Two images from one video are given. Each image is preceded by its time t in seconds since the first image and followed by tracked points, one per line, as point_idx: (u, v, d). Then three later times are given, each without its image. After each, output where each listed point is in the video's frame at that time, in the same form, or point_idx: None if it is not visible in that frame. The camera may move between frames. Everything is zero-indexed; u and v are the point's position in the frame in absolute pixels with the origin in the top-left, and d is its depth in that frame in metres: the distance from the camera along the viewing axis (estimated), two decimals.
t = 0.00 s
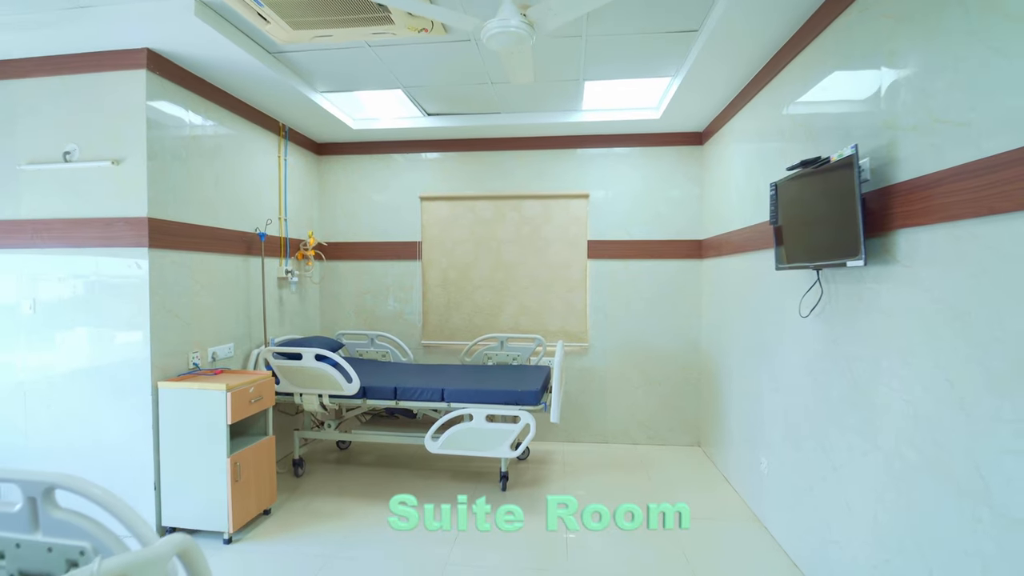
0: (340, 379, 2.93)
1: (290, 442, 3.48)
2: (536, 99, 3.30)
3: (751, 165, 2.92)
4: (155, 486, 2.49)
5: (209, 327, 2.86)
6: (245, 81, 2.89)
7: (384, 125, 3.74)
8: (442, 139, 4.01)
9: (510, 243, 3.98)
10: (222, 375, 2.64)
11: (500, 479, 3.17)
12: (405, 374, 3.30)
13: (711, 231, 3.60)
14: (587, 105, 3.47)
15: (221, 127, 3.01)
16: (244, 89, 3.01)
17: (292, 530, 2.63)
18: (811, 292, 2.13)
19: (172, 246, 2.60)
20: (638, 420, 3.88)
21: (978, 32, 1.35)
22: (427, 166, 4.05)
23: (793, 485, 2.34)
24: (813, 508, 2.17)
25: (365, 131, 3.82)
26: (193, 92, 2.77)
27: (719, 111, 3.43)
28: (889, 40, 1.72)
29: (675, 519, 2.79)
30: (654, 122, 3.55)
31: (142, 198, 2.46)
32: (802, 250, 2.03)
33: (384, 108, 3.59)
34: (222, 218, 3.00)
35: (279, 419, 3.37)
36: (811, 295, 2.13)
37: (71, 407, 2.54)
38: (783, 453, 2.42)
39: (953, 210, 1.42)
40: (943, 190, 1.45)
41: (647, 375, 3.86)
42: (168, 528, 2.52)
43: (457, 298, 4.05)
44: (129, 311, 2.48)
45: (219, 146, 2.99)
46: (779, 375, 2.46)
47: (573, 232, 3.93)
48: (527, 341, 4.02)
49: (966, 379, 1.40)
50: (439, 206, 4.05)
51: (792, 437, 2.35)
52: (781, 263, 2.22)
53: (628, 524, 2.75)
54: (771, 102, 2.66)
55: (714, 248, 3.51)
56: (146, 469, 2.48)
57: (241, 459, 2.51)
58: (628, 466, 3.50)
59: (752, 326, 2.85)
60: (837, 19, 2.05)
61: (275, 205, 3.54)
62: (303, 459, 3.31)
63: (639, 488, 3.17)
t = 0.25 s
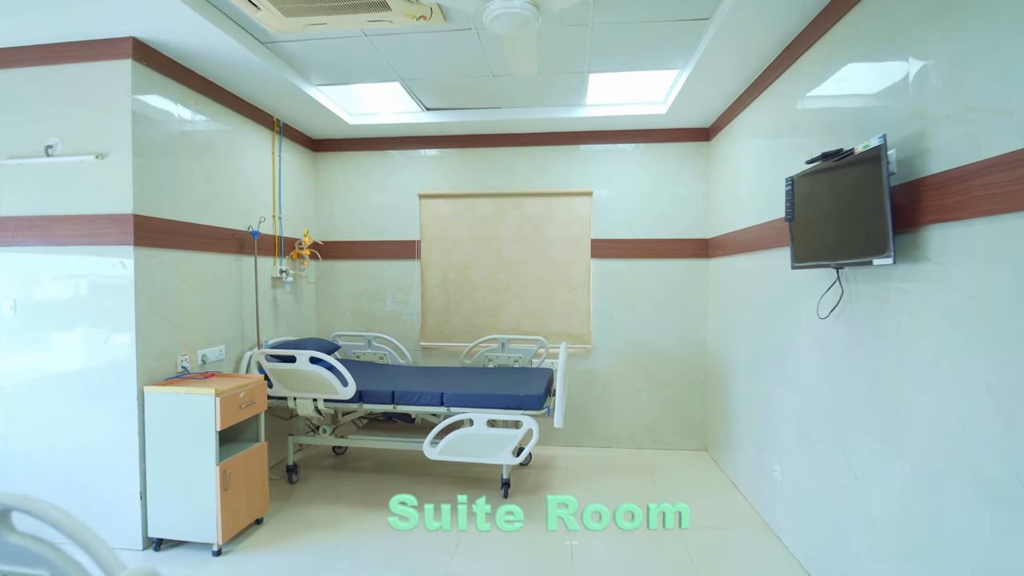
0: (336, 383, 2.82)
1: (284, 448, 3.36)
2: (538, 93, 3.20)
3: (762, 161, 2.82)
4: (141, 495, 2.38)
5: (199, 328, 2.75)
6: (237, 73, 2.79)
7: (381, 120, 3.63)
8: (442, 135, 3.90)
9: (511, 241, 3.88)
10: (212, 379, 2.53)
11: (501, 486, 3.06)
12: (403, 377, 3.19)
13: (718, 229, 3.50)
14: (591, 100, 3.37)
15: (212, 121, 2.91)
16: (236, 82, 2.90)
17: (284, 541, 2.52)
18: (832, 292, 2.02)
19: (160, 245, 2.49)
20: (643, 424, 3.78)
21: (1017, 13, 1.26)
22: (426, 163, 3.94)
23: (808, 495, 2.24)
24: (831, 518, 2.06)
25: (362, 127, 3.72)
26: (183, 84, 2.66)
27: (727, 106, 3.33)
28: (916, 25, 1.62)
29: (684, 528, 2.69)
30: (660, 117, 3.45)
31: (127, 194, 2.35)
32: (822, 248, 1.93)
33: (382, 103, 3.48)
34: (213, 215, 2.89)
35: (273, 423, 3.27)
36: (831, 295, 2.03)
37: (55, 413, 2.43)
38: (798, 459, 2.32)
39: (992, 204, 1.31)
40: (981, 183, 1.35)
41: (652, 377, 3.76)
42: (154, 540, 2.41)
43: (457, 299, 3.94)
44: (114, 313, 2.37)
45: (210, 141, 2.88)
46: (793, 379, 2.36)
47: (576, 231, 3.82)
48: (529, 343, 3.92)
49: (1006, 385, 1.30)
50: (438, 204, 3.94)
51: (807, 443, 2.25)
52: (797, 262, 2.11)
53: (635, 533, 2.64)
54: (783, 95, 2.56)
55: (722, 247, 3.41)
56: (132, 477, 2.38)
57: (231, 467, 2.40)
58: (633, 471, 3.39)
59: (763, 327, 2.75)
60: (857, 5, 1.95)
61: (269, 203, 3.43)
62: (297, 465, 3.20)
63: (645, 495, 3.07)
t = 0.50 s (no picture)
0: (332, 387, 2.72)
1: (278, 453, 3.26)
2: (541, 85, 3.09)
3: (774, 156, 2.71)
4: (125, 504, 2.27)
5: (188, 330, 2.64)
6: (228, 64, 2.68)
7: (379, 114, 3.52)
8: (441, 130, 3.80)
9: (512, 240, 3.77)
10: (201, 383, 2.42)
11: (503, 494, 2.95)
12: (402, 380, 3.09)
13: (727, 227, 3.39)
14: (595, 94, 3.26)
15: (203, 114, 2.80)
16: (227, 73, 2.79)
17: (276, 552, 2.41)
18: (853, 294, 1.91)
19: (146, 243, 2.38)
20: (648, 428, 3.67)
21: None
22: (425, 159, 3.84)
23: (825, 505, 2.13)
24: (852, 531, 1.95)
25: (358, 122, 3.61)
26: (172, 75, 2.55)
27: (736, 100, 3.23)
28: (949, 8, 1.52)
29: (693, 537, 2.58)
30: (667, 112, 3.34)
31: (111, 189, 2.24)
32: (844, 246, 1.81)
33: (380, 96, 3.37)
34: (204, 212, 2.79)
35: (266, 428, 3.16)
36: (852, 297, 1.92)
37: (37, 417, 2.32)
38: (814, 467, 2.21)
39: None
40: None
41: (657, 380, 3.66)
42: (139, 552, 2.30)
43: (456, 299, 3.83)
44: (97, 313, 2.25)
45: (201, 135, 2.77)
46: (808, 384, 2.25)
47: (580, 229, 3.71)
48: (530, 344, 3.81)
49: None
50: (437, 202, 3.83)
51: (824, 451, 2.14)
52: (816, 261, 1.99)
53: (642, 543, 2.53)
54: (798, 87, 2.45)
55: (731, 245, 3.31)
56: (116, 486, 2.27)
57: (219, 475, 2.29)
58: (638, 477, 3.28)
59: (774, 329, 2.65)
60: None
61: (262, 200, 3.32)
62: (291, 471, 3.09)
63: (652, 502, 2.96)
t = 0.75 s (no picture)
0: (327, 392, 2.60)
1: (269, 461, 3.13)
2: (545, 76, 2.96)
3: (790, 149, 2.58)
4: (106, 518, 2.13)
5: (175, 332, 2.51)
6: (217, 53, 2.54)
7: (377, 107, 3.39)
8: (442, 124, 3.67)
9: (515, 238, 3.64)
10: (187, 390, 2.29)
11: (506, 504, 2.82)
12: (401, 384, 2.96)
13: (739, 225, 3.26)
14: (601, 85, 3.13)
15: (192, 105, 2.67)
16: (217, 62, 2.66)
17: (268, 567, 2.28)
18: (883, 295, 1.79)
19: (129, 240, 2.25)
20: (655, 433, 3.55)
21: None
22: (424, 155, 3.71)
23: (851, 520, 2.00)
24: (882, 549, 1.82)
25: (355, 115, 3.48)
26: (157, 63, 2.42)
27: (748, 93, 3.10)
28: None
29: (706, 551, 2.44)
30: (676, 104, 3.21)
31: (91, 182, 2.10)
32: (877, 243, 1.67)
33: (377, 88, 3.24)
34: (193, 209, 2.66)
35: (258, 434, 3.03)
36: (882, 298, 1.80)
37: (14, 424, 2.18)
38: (838, 478, 2.08)
39: None
40: None
41: (665, 383, 3.53)
42: (121, 568, 2.16)
43: (457, 299, 3.70)
44: (76, 314, 2.12)
45: (189, 127, 2.64)
46: (831, 390, 2.13)
47: (585, 226, 3.58)
48: (533, 346, 3.68)
49: None
50: (437, 199, 3.70)
51: (849, 462, 2.01)
52: (842, 259, 1.85)
53: (653, 556, 2.40)
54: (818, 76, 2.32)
55: (743, 244, 3.18)
56: (96, 498, 2.13)
57: (206, 486, 2.16)
58: (646, 484, 3.15)
59: (790, 331, 2.52)
60: None
61: (255, 196, 3.19)
62: (285, 480, 2.96)
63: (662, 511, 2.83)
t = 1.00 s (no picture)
0: (323, 395, 2.50)
1: (263, 465, 3.05)
2: (549, 67, 2.86)
3: (804, 142, 2.49)
4: (89, 528, 2.03)
5: (163, 333, 2.42)
6: (208, 42, 2.45)
7: (375, 101, 3.29)
8: (442, 119, 3.57)
9: (517, 236, 3.54)
10: (175, 393, 2.19)
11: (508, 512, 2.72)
12: (399, 387, 2.86)
13: (748, 222, 3.17)
14: (606, 78, 3.04)
15: (182, 98, 2.57)
16: (208, 52, 2.56)
17: None
18: (908, 294, 1.69)
19: (114, 236, 2.15)
20: (661, 437, 3.45)
21: None
22: (425, 150, 3.61)
23: (871, 531, 1.90)
24: (907, 562, 1.72)
25: (353, 109, 3.39)
26: (145, 52, 2.32)
27: (757, 87, 3.01)
28: None
29: (717, 560, 2.35)
30: (684, 98, 3.12)
31: (73, 176, 2.00)
32: (904, 238, 1.56)
33: (375, 81, 3.14)
34: (183, 205, 2.56)
35: (251, 438, 2.95)
36: (906, 297, 1.70)
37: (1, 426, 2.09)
38: (858, 487, 1.98)
39: None
40: None
41: (671, 385, 3.43)
42: None
43: (457, 299, 3.60)
44: (58, 314, 2.02)
45: (179, 120, 2.54)
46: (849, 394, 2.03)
47: (589, 224, 3.49)
48: (536, 347, 3.59)
49: None
50: (436, 196, 3.60)
51: (870, 469, 1.91)
52: (864, 257, 1.74)
53: (662, 566, 2.31)
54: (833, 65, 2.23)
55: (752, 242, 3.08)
56: (79, 507, 2.03)
57: (194, 495, 2.06)
58: (653, 490, 3.06)
59: (803, 331, 2.43)
60: None
61: (248, 192, 3.09)
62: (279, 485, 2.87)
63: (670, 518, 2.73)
